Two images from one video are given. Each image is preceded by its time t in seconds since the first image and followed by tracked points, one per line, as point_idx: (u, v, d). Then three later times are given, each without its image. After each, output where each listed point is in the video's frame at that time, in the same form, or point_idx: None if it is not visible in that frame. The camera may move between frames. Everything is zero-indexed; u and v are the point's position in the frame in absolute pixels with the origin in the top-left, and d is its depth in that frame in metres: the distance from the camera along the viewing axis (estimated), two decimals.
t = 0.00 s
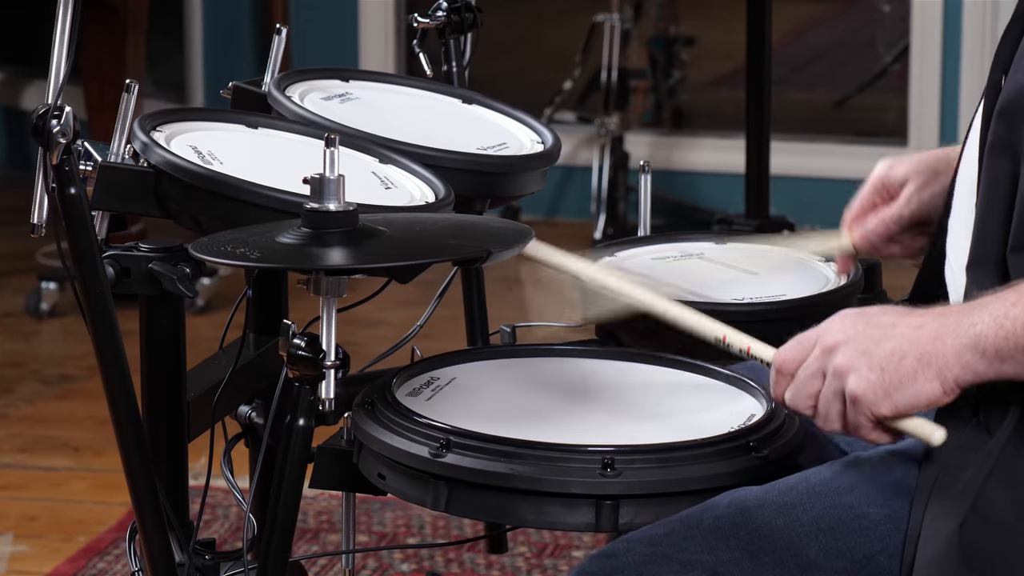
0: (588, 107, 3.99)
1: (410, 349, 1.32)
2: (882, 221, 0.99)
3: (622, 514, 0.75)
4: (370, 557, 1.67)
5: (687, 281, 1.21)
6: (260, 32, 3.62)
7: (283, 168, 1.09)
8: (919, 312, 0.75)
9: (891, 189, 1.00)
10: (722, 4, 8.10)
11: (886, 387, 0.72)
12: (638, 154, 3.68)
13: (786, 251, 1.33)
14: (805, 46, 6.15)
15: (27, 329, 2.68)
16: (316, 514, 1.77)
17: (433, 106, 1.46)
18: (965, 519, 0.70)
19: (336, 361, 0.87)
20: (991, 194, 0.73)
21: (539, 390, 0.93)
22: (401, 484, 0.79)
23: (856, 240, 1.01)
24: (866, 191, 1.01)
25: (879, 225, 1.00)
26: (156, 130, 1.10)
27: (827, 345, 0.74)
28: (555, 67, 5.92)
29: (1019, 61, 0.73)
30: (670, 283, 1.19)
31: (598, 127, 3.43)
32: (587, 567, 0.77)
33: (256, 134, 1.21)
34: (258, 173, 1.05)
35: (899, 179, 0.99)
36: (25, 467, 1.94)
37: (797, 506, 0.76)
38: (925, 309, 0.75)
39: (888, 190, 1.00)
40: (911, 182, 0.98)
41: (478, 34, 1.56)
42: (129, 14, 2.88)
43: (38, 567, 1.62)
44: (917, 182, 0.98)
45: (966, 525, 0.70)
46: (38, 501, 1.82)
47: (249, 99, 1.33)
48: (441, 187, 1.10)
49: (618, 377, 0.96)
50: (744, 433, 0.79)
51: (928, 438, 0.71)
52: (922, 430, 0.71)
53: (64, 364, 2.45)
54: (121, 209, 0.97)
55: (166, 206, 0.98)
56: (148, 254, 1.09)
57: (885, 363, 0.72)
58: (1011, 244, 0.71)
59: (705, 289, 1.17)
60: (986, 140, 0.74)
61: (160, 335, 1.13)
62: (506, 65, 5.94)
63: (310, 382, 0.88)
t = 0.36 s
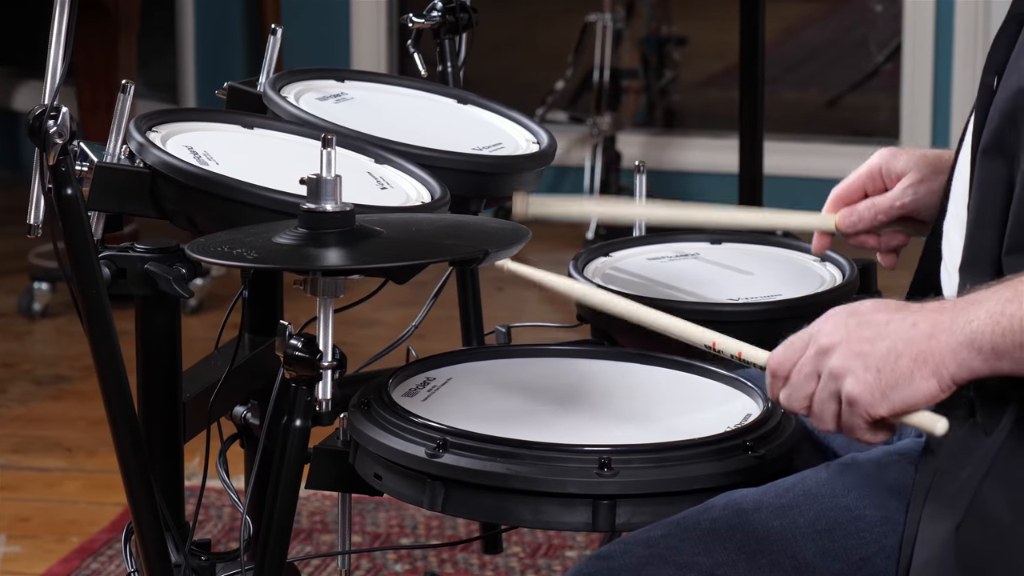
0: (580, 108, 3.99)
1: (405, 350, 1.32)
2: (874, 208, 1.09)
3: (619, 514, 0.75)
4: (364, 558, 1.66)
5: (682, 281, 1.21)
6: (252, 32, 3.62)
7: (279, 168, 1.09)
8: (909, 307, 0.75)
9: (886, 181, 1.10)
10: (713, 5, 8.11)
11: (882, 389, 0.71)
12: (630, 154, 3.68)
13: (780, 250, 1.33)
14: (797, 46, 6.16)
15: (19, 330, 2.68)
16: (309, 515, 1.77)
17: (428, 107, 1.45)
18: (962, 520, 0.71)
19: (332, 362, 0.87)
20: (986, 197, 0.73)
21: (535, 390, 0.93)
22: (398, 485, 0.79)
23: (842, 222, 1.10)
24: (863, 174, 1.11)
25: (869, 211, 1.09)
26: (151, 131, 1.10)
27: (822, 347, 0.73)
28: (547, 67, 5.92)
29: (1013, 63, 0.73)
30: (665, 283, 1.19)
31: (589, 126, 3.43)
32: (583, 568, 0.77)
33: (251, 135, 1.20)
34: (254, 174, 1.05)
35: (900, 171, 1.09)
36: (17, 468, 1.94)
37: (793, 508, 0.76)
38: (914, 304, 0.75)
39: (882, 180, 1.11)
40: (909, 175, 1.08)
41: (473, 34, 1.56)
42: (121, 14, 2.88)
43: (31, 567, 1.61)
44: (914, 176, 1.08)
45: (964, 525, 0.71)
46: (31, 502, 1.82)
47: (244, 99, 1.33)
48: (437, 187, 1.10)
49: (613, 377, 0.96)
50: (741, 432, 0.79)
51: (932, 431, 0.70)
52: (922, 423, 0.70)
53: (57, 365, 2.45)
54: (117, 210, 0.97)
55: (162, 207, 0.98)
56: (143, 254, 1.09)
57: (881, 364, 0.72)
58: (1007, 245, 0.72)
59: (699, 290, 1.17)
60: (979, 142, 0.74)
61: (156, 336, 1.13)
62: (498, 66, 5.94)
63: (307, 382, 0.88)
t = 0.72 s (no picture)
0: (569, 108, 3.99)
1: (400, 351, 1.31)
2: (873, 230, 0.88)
3: (617, 515, 0.75)
4: (356, 558, 1.66)
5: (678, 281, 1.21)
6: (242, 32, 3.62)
7: (274, 168, 1.09)
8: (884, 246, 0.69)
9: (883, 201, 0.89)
10: (702, 5, 8.12)
11: (852, 317, 0.65)
12: (619, 154, 3.69)
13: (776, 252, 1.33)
14: (786, 46, 6.17)
15: (9, 331, 2.67)
16: (302, 515, 1.77)
17: (424, 107, 1.45)
18: (962, 521, 0.70)
19: (330, 362, 0.87)
20: (987, 198, 0.73)
21: (532, 390, 0.93)
22: (395, 485, 0.79)
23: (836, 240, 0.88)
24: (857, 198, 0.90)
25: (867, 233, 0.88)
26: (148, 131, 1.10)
27: (793, 271, 0.67)
28: (537, 68, 5.92)
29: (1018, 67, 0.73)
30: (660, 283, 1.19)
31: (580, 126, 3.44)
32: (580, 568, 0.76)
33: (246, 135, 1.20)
34: (250, 175, 1.05)
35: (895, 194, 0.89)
36: (8, 468, 1.94)
37: (791, 507, 0.76)
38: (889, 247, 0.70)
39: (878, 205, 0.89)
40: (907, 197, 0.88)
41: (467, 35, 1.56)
42: (111, 14, 2.88)
43: (23, 568, 1.61)
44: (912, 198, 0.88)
45: (964, 526, 0.70)
46: (22, 503, 1.82)
47: (239, 100, 1.32)
48: (433, 187, 1.10)
49: (611, 377, 0.96)
50: (739, 433, 0.80)
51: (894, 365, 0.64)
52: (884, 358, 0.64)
53: (47, 365, 2.45)
54: (113, 210, 0.97)
55: (159, 208, 0.98)
56: (139, 255, 1.09)
57: (853, 294, 0.66)
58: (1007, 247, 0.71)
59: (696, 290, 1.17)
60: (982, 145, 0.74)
61: (151, 337, 1.13)
62: (489, 66, 5.95)
63: (304, 384, 0.88)
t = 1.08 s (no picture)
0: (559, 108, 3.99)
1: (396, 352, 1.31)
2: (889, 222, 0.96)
3: (616, 515, 0.75)
4: (349, 558, 1.66)
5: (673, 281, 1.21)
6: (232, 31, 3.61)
7: (271, 168, 1.09)
8: (879, 250, 0.71)
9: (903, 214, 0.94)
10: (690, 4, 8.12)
11: (854, 334, 0.67)
12: (610, 154, 3.69)
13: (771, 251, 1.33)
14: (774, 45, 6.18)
15: None
16: (294, 516, 1.76)
17: (419, 108, 1.45)
18: (964, 522, 0.71)
19: (328, 363, 0.87)
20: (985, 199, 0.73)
21: (529, 391, 0.93)
22: (393, 485, 0.79)
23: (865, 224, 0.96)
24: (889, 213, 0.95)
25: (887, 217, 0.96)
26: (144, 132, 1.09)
27: (792, 292, 0.69)
28: (526, 67, 5.92)
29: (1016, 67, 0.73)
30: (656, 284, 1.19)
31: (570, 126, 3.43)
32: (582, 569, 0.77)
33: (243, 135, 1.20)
34: (246, 175, 1.05)
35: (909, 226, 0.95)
36: None
37: (791, 508, 0.76)
38: (883, 246, 0.71)
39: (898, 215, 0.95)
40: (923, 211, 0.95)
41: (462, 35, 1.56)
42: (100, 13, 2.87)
43: (15, 569, 1.61)
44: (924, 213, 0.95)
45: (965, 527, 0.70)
46: (13, 504, 1.81)
47: (234, 100, 1.32)
48: (429, 188, 1.10)
49: (608, 378, 0.96)
50: (737, 433, 0.80)
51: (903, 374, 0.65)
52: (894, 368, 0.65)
53: (37, 365, 2.44)
54: (108, 211, 0.97)
55: (155, 208, 0.98)
56: (135, 255, 1.09)
57: (852, 309, 0.67)
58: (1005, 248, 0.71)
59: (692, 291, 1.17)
60: (980, 146, 0.74)
61: (148, 338, 1.13)
62: (478, 65, 5.94)
63: (302, 384, 0.88)
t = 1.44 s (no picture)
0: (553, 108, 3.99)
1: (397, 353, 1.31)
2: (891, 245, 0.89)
3: (616, 515, 0.75)
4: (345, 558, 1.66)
5: (672, 280, 1.21)
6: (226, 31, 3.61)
7: (270, 168, 1.09)
8: (876, 276, 0.69)
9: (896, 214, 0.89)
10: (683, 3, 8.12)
11: (869, 361, 0.64)
12: (603, 154, 3.69)
13: (770, 251, 1.33)
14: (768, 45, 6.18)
15: None
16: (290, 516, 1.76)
17: (418, 108, 1.45)
18: (965, 521, 0.70)
19: (330, 364, 0.86)
20: (987, 199, 0.73)
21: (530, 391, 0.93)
22: (393, 486, 0.79)
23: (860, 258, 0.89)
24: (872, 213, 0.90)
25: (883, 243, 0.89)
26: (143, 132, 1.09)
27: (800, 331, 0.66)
28: (520, 67, 5.91)
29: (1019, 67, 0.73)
30: (655, 283, 1.19)
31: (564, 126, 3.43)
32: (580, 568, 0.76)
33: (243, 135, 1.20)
34: (245, 175, 1.04)
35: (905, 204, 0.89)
36: None
37: (792, 507, 0.76)
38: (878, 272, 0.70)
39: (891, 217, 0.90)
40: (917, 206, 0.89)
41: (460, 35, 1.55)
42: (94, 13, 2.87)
43: (10, 570, 1.60)
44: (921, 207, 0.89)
45: (966, 526, 0.70)
46: (8, 504, 1.81)
47: (232, 100, 1.32)
48: (429, 188, 1.10)
49: (607, 378, 0.96)
50: (739, 433, 0.80)
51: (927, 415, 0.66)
52: (921, 408, 0.66)
53: (32, 365, 2.44)
54: (107, 210, 0.97)
55: (155, 208, 0.98)
56: (134, 255, 1.08)
57: (863, 336, 0.65)
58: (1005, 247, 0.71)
59: (691, 291, 1.17)
60: (982, 146, 0.74)
61: (147, 338, 1.13)
62: (471, 66, 5.94)
63: (303, 385, 0.88)
